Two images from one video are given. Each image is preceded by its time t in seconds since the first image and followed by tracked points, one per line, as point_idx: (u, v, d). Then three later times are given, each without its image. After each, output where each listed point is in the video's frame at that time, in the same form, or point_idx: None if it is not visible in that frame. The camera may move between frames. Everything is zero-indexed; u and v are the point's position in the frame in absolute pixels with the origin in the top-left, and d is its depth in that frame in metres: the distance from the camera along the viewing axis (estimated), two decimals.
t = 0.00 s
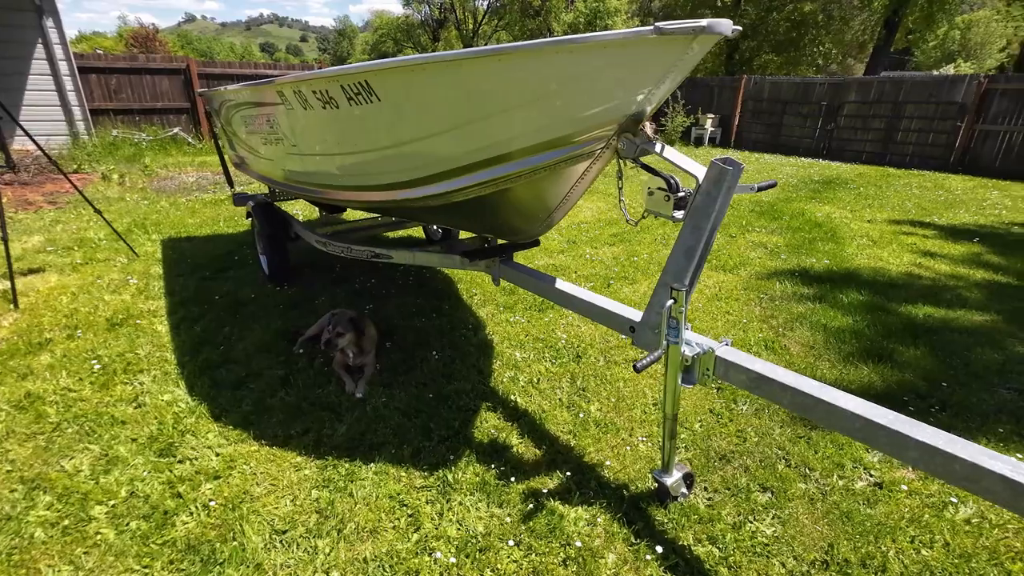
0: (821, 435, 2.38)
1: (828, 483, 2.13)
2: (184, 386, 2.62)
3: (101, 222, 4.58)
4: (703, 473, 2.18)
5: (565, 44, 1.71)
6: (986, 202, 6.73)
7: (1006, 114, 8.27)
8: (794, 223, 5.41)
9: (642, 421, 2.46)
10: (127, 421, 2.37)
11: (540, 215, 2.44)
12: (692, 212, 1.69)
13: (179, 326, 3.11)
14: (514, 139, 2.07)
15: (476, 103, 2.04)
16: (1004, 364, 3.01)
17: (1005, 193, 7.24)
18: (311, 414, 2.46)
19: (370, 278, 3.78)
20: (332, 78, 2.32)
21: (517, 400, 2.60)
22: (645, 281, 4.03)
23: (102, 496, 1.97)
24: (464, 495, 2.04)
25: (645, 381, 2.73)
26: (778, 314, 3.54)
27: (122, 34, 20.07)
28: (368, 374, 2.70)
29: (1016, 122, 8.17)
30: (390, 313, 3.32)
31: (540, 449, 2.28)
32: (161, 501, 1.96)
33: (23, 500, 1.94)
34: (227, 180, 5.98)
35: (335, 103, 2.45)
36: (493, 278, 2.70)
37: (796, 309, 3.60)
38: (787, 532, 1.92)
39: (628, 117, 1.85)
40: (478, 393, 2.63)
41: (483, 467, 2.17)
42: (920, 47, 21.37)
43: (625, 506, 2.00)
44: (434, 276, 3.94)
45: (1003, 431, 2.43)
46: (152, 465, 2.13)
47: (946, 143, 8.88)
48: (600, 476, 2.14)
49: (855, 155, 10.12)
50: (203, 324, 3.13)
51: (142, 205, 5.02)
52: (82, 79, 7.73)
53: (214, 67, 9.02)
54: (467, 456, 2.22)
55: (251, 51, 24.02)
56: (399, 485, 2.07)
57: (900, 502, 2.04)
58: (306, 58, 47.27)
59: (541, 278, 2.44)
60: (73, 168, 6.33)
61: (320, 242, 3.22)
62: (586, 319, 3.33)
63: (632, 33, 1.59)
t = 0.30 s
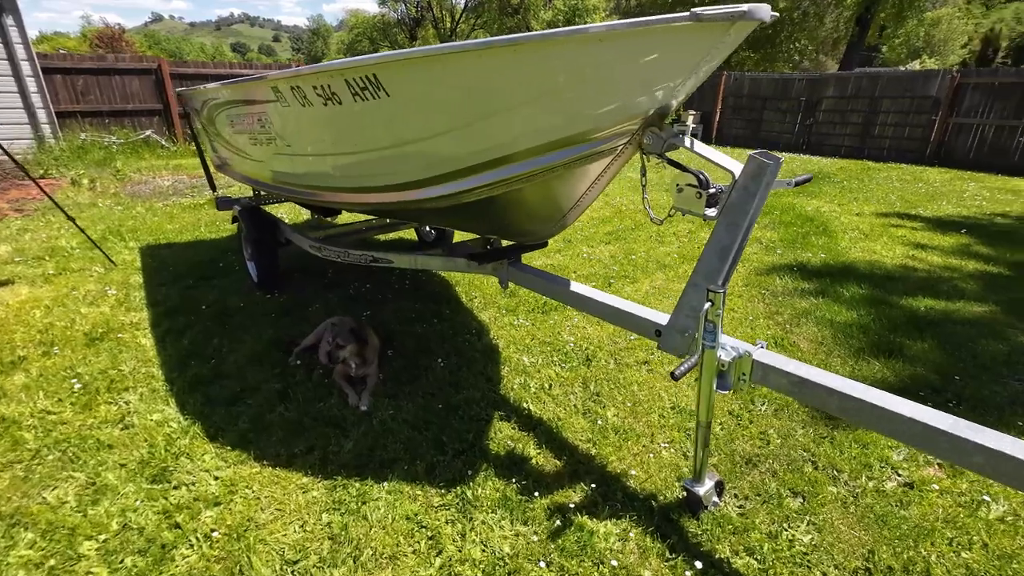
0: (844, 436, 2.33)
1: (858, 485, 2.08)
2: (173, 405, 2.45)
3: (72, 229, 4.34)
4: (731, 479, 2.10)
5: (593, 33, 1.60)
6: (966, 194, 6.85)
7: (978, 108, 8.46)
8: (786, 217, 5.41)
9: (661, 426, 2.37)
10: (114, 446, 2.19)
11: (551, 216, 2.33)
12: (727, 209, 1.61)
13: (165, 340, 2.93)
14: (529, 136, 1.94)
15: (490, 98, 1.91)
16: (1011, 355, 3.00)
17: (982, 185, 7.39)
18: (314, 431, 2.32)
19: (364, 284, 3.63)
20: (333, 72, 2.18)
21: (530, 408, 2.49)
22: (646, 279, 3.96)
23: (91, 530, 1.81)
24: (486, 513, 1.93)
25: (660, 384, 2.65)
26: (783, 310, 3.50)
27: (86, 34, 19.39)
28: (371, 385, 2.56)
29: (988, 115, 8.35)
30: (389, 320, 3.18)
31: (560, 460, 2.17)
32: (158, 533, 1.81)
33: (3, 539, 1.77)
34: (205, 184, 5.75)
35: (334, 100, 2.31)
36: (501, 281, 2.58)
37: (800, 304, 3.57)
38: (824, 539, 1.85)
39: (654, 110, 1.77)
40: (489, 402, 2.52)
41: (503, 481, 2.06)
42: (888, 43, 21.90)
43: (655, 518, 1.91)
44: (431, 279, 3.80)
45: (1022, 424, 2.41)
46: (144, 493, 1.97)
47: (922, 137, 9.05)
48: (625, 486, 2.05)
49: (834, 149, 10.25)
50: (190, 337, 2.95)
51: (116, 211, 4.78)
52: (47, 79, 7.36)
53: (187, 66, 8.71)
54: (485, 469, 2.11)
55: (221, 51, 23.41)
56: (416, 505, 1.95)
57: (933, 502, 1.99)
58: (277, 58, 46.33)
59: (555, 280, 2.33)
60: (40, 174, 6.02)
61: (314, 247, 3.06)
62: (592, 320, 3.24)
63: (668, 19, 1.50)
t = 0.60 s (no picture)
0: (874, 445, 2.27)
1: (896, 497, 2.02)
2: (167, 437, 2.27)
3: (40, 244, 4.06)
4: (768, 497, 2.03)
5: (639, 36, 1.53)
6: (945, 188, 6.97)
7: (950, 103, 8.65)
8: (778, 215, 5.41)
9: (688, 442, 2.29)
10: (105, 487, 2.01)
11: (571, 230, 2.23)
12: (778, 222, 1.53)
13: (152, 365, 2.73)
14: (562, 144, 1.85)
15: (522, 104, 1.81)
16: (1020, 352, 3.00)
17: (958, 178, 7.53)
18: (324, 460, 2.17)
19: (360, 296, 3.46)
20: (345, 79, 2.03)
21: (550, 426, 2.38)
22: (648, 283, 3.88)
23: None
24: (519, 546, 1.81)
25: (680, 396, 2.56)
26: (790, 312, 3.46)
27: (41, 34, 18.56)
28: (379, 407, 2.42)
29: (960, 110, 8.54)
30: (392, 335, 3.03)
31: (589, 484, 2.07)
32: None
33: None
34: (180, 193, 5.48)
35: (341, 109, 2.17)
36: (514, 295, 2.45)
37: (806, 306, 3.52)
38: (871, 559, 1.78)
39: (692, 116, 1.71)
40: (506, 422, 2.40)
41: (533, 510, 1.95)
42: (853, 40, 22.39)
43: (697, 544, 1.82)
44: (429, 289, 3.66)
45: None
46: (143, 541, 1.80)
47: (897, 132, 9.22)
48: (661, 510, 1.96)
49: (812, 145, 10.37)
50: (179, 361, 2.76)
51: (86, 223, 4.51)
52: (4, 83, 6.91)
53: (155, 68, 8.34)
54: (512, 497, 2.00)
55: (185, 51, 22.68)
56: (443, 541, 1.83)
57: (973, 514, 1.95)
58: (243, 58, 45.12)
59: (575, 293, 2.21)
60: None
61: (311, 262, 2.89)
62: (601, 329, 3.14)
63: (720, 19, 1.44)
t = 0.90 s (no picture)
0: (889, 445, 2.27)
1: (917, 497, 2.02)
2: (162, 465, 2.14)
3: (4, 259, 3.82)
4: (792, 503, 2.00)
5: (669, 41, 1.48)
6: (918, 181, 7.14)
7: (918, 98, 8.88)
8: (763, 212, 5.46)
9: (706, 449, 2.25)
10: (99, 524, 1.87)
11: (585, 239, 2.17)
12: (812, 228, 1.51)
13: (138, 387, 2.58)
14: (581, 152, 1.79)
15: (547, 112, 1.73)
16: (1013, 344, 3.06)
17: (928, 171, 7.74)
18: (333, 484, 2.07)
19: (354, 306, 3.35)
20: (356, 85, 1.92)
21: (565, 438, 2.32)
22: (645, 284, 3.85)
23: None
24: (548, 567, 1.75)
25: (692, 401, 2.53)
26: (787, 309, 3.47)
27: None
28: (385, 424, 2.31)
29: (927, 104, 8.78)
30: (392, 347, 2.92)
31: (611, 497, 2.02)
32: None
33: None
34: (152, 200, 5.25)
35: (345, 116, 2.07)
36: (522, 303, 2.39)
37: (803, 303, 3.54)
38: (901, 563, 1.77)
39: (718, 121, 1.67)
40: (519, 434, 2.33)
41: (557, 527, 1.89)
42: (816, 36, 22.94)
43: (728, 557, 1.78)
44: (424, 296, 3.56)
45: None
46: None
47: (867, 127, 9.44)
48: (687, 521, 1.91)
49: (786, 140, 10.54)
50: (168, 382, 2.62)
51: (53, 235, 4.27)
52: None
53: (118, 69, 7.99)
54: (535, 515, 1.93)
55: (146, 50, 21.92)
56: (468, 566, 1.75)
57: (993, 511, 1.96)
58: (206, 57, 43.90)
59: (589, 301, 2.14)
60: None
61: (306, 273, 2.76)
62: (604, 334, 3.09)
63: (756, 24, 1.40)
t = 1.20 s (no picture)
0: (908, 435, 2.28)
1: (943, 488, 2.03)
2: (166, 489, 2.00)
3: None
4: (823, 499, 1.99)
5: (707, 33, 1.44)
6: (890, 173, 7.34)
7: (885, 92, 9.13)
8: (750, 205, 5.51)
9: (731, 447, 2.23)
10: (104, 556, 1.74)
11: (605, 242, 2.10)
12: (859, 223, 1.50)
13: (131, 405, 2.42)
14: (608, 151, 1.73)
15: (573, 109, 1.67)
16: (1007, 330, 3.14)
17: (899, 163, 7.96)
18: (354, 500, 1.97)
19: (353, 312, 3.23)
20: (367, 85, 1.83)
21: (588, 441, 2.26)
22: (645, 280, 3.83)
23: None
24: None
25: (711, 399, 2.50)
26: (788, 303, 3.49)
27: None
28: (401, 435, 2.21)
29: (895, 98, 9.02)
30: (398, 353, 2.82)
31: (644, 501, 1.97)
32: None
33: None
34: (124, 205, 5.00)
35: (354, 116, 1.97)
36: (539, 305, 2.30)
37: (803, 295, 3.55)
38: (939, 555, 1.78)
39: (754, 117, 1.61)
40: (541, 440, 2.27)
41: (594, 536, 1.83)
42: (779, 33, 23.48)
43: (770, 557, 1.75)
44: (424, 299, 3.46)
45: None
46: None
47: (838, 121, 9.66)
48: (723, 523, 1.88)
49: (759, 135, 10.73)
50: (163, 398, 2.47)
51: (21, 244, 4.02)
52: None
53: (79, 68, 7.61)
54: (569, 523, 1.88)
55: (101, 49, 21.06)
56: None
57: (1018, 498, 1.98)
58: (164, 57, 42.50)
59: (611, 302, 2.06)
60: None
61: (306, 279, 2.63)
62: (613, 333, 3.05)
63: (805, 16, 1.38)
